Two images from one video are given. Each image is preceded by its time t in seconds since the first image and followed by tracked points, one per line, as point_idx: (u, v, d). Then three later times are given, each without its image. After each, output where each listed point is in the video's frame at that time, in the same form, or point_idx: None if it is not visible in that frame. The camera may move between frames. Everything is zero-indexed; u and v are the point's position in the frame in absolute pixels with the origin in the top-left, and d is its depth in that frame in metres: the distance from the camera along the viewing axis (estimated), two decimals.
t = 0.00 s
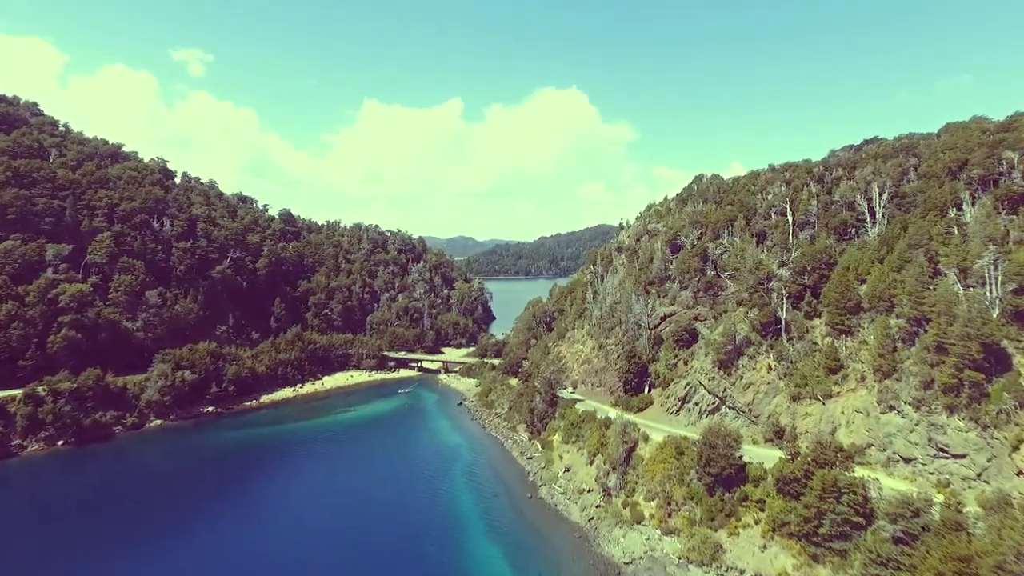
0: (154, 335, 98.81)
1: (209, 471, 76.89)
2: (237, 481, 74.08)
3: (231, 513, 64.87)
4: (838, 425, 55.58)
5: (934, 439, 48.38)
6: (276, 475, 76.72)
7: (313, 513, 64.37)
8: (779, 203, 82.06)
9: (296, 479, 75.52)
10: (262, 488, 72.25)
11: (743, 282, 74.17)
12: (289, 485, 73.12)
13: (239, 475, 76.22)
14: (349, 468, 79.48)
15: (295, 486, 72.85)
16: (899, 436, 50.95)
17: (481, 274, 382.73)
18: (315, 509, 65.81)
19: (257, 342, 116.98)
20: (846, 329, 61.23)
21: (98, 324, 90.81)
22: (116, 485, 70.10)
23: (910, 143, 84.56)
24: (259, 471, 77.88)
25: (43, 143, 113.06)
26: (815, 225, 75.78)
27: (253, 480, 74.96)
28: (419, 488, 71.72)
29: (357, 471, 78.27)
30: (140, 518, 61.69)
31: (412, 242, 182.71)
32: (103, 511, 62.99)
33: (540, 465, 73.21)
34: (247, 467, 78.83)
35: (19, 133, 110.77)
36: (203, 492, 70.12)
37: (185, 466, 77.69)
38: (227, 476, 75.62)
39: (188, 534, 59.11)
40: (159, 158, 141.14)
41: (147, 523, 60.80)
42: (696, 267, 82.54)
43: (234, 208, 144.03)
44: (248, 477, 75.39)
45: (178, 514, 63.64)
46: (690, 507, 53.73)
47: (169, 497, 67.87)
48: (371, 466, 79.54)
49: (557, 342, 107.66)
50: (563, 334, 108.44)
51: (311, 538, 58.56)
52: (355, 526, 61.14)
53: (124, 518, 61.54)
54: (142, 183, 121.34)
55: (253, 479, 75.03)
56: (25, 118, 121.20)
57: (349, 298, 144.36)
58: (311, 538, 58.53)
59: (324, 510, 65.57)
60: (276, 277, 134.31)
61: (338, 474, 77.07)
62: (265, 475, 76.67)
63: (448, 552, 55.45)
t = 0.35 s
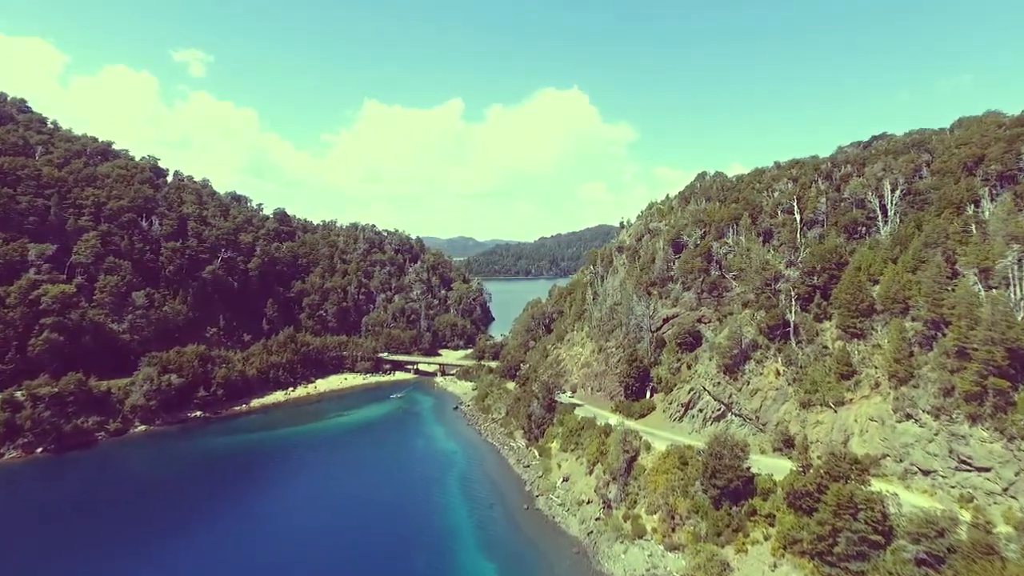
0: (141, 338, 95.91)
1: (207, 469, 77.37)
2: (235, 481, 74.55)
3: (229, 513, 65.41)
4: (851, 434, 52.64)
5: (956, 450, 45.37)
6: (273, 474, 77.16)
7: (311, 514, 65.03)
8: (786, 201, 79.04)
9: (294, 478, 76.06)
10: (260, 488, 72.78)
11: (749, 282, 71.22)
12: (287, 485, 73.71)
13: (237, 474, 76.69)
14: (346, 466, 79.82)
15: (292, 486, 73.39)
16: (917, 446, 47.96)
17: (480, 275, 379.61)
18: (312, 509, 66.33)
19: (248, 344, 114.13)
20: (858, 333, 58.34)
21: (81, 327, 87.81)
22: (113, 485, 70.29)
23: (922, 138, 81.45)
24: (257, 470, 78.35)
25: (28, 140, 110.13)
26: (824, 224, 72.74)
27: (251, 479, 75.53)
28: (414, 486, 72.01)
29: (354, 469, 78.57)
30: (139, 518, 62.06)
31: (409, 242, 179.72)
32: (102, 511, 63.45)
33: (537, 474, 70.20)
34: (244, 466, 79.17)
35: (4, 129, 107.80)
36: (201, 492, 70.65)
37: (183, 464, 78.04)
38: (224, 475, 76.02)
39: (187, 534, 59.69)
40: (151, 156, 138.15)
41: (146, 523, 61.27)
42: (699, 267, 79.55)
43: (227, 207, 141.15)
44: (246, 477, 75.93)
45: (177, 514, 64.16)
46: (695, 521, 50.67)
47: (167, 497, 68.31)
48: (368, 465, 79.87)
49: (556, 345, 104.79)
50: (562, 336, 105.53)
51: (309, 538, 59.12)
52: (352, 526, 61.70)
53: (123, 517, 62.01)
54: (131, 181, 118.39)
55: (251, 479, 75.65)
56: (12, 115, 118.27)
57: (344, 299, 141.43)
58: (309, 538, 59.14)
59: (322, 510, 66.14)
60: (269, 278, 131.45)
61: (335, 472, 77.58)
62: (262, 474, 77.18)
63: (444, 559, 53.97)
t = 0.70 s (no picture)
0: (128, 340, 93.08)
1: (206, 469, 77.72)
2: (234, 482, 74.98)
3: (229, 514, 66.09)
4: (867, 444, 49.74)
5: (982, 464, 42.32)
6: (271, 474, 77.57)
7: (311, 514, 65.74)
8: (794, 199, 76.08)
9: (293, 478, 76.61)
10: (259, 488, 73.34)
11: (757, 284, 68.32)
12: (286, 485, 74.32)
13: (237, 474, 77.20)
14: (344, 465, 80.21)
15: (290, 486, 73.95)
16: (940, 459, 44.93)
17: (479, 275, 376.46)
18: (312, 510, 66.97)
19: (240, 347, 111.37)
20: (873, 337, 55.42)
21: (65, 330, 84.87)
22: (114, 484, 70.94)
23: (936, 133, 78.40)
24: (255, 470, 78.76)
25: (14, 137, 107.12)
26: (835, 222, 69.73)
27: (249, 479, 76.02)
28: (411, 486, 72.42)
29: (352, 469, 78.87)
30: (139, 520, 62.49)
31: (407, 242, 176.91)
32: (103, 512, 63.91)
33: (536, 484, 67.26)
34: (243, 467, 79.46)
35: None
36: (201, 493, 71.17)
37: (182, 464, 78.30)
38: (223, 476, 76.46)
39: (188, 535, 60.25)
40: (142, 154, 135.17)
41: (147, 524, 61.83)
42: (705, 268, 76.58)
43: (221, 206, 138.31)
44: (245, 477, 76.45)
45: (178, 514, 64.71)
46: (703, 537, 47.68)
47: (167, 498, 68.84)
48: (366, 464, 80.34)
49: (556, 347, 101.94)
50: (562, 338, 102.71)
51: (308, 539, 59.58)
52: (351, 526, 62.25)
53: (124, 517, 62.57)
54: (121, 180, 115.47)
55: (249, 479, 76.08)
56: None
57: (339, 300, 138.63)
58: (309, 538, 59.64)
59: (321, 510, 66.77)
60: (262, 278, 128.67)
61: (334, 472, 78.06)
62: (261, 474, 77.61)
63: (441, 562, 53.70)
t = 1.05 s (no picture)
0: (115, 342, 90.37)
1: (201, 471, 76.60)
2: (230, 483, 74.06)
3: (225, 515, 65.50)
4: (886, 455, 46.98)
5: (1012, 478, 39.37)
6: (268, 476, 76.37)
7: (309, 516, 64.88)
8: (804, 197, 73.33)
9: (289, 479, 75.50)
10: (254, 490, 72.43)
11: (766, 285, 65.64)
12: (282, 486, 73.33)
13: (232, 475, 76.22)
14: (341, 466, 79.04)
15: (286, 488, 72.89)
16: (965, 471, 42.07)
17: (479, 275, 373.61)
18: (310, 512, 66.08)
19: (233, 349, 108.76)
20: (891, 341, 52.67)
21: (49, 332, 82.15)
22: (114, 484, 70.85)
23: (950, 129, 75.72)
24: (251, 471, 77.67)
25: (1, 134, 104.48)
26: (846, 220, 67.06)
27: (245, 480, 75.00)
28: (409, 488, 71.08)
29: (349, 471, 77.60)
30: (132, 524, 62.00)
31: (405, 242, 174.21)
32: (99, 513, 63.86)
33: (536, 493, 64.56)
34: (238, 469, 78.19)
35: None
36: (196, 494, 70.41)
37: (176, 467, 77.16)
38: (219, 477, 75.49)
39: (181, 538, 59.68)
40: (135, 152, 132.48)
41: (141, 528, 61.35)
42: (711, 268, 73.92)
43: (215, 205, 135.65)
44: (241, 478, 75.46)
45: (172, 517, 64.20)
46: (712, 554, 44.86)
47: (162, 500, 68.13)
48: (363, 465, 79.13)
49: (557, 350, 99.34)
50: (563, 340, 100.04)
51: (304, 542, 58.74)
52: (348, 528, 61.42)
53: (123, 519, 62.55)
54: (111, 177, 112.76)
55: (248, 478, 75.69)
56: None
57: (336, 301, 136.06)
58: (304, 541, 58.87)
59: (319, 512, 65.88)
60: (256, 279, 126.04)
61: (330, 473, 76.87)
62: (257, 475, 76.47)
63: (439, 565, 52.77)
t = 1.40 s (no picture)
0: (104, 345, 87.70)
1: (192, 478, 74.33)
2: (222, 490, 71.85)
3: (216, 524, 63.30)
4: (906, 466, 44.25)
5: None
6: (261, 483, 74.12)
7: (302, 526, 62.65)
8: (813, 195, 70.78)
9: (283, 486, 73.26)
10: (247, 497, 70.31)
11: (776, 286, 63.15)
12: (276, 494, 71.07)
13: (225, 482, 74.00)
14: (337, 473, 76.68)
15: (280, 496, 70.63)
16: (994, 486, 39.04)
17: (478, 275, 371.30)
18: (303, 521, 63.89)
19: (226, 351, 106.31)
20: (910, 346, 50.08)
21: (34, 334, 79.54)
22: (115, 484, 70.42)
23: (966, 124, 73.12)
24: (244, 478, 75.42)
25: None
26: (859, 219, 64.51)
27: (238, 487, 72.79)
28: (406, 497, 68.73)
29: (344, 478, 75.23)
30: (120, 532, 59.91)
31: (403, 241, 171.73)
32: (98, 514, 63.45)
33: (536, 503, 61.99)
34: (230, 475, 75.90)
35: None
36: (187, 501, 68.30)
37: (167, 472, 74.87)
38: (211, 484, 73.28)
39: (169, 548, 57.45)
40: (128, 149, 130.08)
41: (128, 536, 59.32)
42: (718, 268, 71.38)
43: (209, 204, 133.21)
44: (233, 484, 73.25)
45: (161, 525, 62.10)
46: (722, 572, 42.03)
47: (151, 507, 66.04)
48: (359, 472, 76.78)
49: (558, 352, 96.91)
50: (564, 343, 97.55)
51: (297, 554, 56.56)
52: (343, 540, 59.22)
53: (122, 521, 62.11)
54: (102, 175, 110.27)
55: (248, 480, 74.95)
56: None
57: (332, 301, 133.66)
58: (297, 552, 56.67)
59: (313, 522, 63.69)
60: (250, 279, 123.58)
61: (326, 480, 74.57)
62: (250, 482, 74.22)
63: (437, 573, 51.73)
